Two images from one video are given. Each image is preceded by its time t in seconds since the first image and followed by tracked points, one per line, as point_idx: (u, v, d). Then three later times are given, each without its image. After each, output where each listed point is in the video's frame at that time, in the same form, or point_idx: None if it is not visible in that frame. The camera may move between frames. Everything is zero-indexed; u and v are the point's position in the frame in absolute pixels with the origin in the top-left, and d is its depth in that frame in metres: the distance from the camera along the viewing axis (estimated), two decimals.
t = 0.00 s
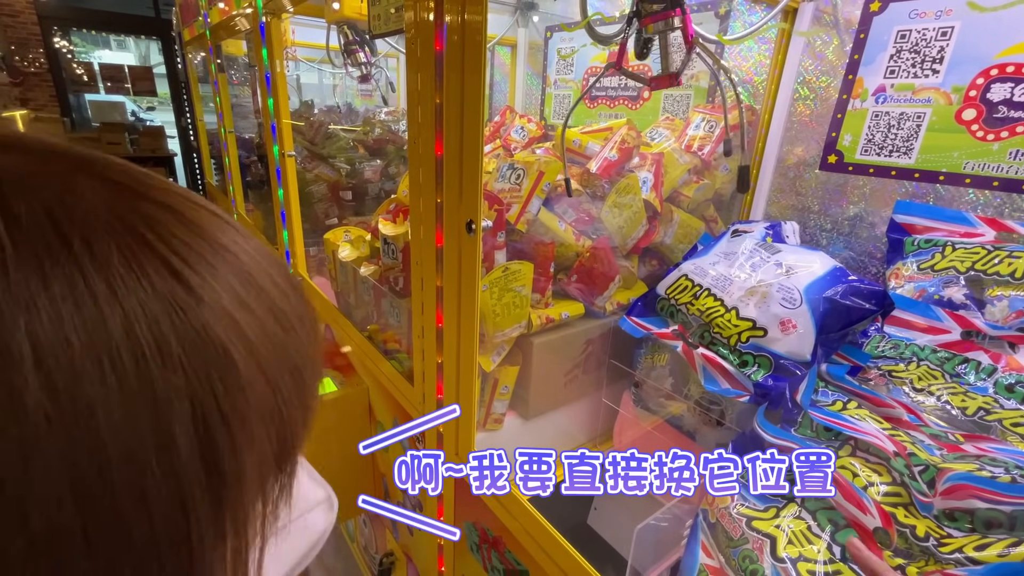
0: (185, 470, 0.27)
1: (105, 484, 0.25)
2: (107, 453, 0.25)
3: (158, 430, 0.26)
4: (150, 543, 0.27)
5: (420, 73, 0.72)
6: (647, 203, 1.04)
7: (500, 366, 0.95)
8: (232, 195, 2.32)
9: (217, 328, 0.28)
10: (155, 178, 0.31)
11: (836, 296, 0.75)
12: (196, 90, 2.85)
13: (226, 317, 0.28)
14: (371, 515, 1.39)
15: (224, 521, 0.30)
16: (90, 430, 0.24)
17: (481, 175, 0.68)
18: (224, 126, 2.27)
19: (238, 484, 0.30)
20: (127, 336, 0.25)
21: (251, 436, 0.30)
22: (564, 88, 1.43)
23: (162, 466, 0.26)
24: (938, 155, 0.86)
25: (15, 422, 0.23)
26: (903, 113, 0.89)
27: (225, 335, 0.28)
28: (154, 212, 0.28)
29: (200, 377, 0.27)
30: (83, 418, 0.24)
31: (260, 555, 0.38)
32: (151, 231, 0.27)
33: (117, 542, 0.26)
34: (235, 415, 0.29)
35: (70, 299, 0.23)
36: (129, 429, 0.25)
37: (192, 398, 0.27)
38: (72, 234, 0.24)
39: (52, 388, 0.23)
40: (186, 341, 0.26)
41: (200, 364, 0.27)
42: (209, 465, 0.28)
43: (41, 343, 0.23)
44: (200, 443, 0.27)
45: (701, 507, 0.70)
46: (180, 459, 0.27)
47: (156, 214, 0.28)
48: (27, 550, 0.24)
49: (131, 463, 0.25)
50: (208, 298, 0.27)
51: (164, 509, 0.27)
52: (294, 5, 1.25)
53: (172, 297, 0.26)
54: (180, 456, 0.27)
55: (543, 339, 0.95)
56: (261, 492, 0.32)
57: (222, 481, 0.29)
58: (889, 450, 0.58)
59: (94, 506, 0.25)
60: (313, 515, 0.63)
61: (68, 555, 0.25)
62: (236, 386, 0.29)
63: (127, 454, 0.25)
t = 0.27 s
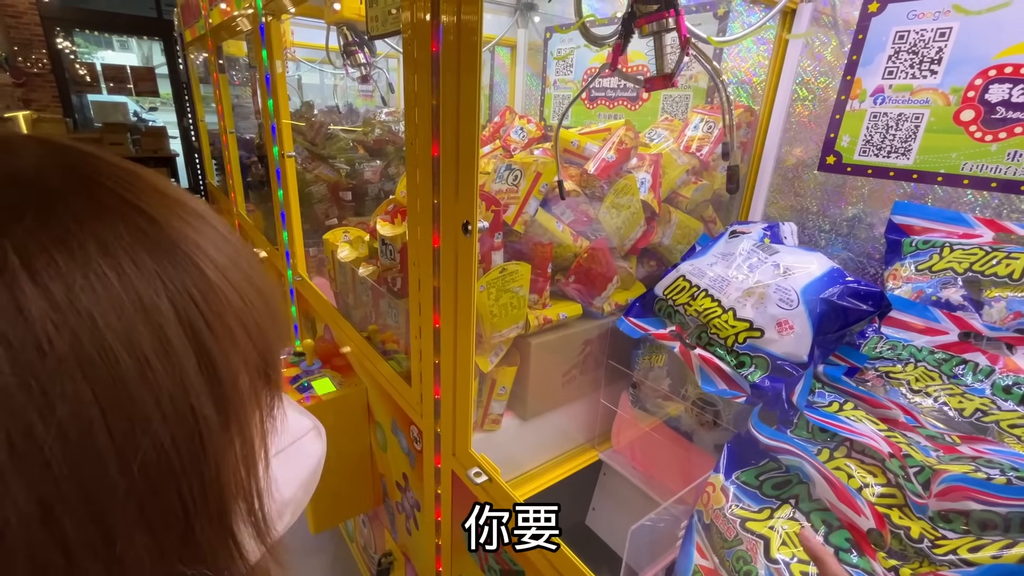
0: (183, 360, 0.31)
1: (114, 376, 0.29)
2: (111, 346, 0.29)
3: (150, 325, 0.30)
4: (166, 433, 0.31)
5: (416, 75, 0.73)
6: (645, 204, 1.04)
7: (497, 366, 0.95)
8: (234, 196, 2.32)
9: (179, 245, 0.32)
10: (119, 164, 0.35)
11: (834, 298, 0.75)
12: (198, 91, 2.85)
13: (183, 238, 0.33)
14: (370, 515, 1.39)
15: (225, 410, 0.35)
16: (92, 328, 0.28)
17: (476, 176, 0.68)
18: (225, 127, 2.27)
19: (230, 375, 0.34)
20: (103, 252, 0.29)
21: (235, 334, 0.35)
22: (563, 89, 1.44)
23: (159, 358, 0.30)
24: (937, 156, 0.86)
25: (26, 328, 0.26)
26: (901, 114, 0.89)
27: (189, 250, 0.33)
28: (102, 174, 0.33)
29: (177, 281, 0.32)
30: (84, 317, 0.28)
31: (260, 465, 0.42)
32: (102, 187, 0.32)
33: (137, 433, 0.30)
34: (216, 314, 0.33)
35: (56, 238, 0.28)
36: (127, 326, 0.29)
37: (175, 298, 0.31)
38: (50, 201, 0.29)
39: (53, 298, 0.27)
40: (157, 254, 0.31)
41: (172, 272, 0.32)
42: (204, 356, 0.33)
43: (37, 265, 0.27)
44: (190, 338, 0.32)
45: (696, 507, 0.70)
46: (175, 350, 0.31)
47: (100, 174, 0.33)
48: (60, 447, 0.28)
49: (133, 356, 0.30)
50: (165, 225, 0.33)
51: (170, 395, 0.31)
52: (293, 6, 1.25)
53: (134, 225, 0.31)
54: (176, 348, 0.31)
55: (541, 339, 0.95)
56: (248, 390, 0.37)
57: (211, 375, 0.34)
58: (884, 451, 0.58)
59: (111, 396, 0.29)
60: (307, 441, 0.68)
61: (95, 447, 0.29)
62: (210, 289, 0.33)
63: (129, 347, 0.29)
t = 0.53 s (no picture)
0: (205, 339, 0.32)
1: (142, 351, 0.29)
2: (139, 324, 0.29)
3: (174, 305, 0.30)
4: (191, 408, 0.32)
5: (415, 76, 0.73)
6: (645, 204, 1.04)
7: (497, 367, 0.95)
8: (235, 196, 2.33)
9: (195, 232, 0.33)
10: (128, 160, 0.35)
11: (833, 298, 0.75)
12: (199, 91, 2.85)
13: (196, 224, 0.33)
14: (370, 515, 1.39)
15: (244, 386, 0.35)
16: (122, 306, 0.28)
17: (474, 176, 0.68)
18: (226, 127, 2.28)
19: (248, 354, 0.35)
20: (128, 238, 0.30)
21: (251, 315, 0.35)
22: (563, 89, 1.44)
23: (183, 334, 0.31)
24: (937, 156, 0.86)
25: (62, 307, 0.27)
26: (901, 115, 0.89)
27: (203, 236, 0.33)
28: (116, 167, 0.33)
29: (196, 264, 0.32)
30: (114, 297, 0.28)
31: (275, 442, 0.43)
32: (119, 179, 0.32)
33: (164, 407, 0.31)
34: (233, 296, 0.34)
35: (83, 226, 0.29)
36: (154, 305, 0.30)
37: (194, 281, 0.32)
38: (72, 191, 0.30)
39: (85, 278, 0.27)
40: (176, 239, 0.32)
41: (192, 256, 0.32)
42: (224, 334, 0.33)
43: (69, 249, 0.28)
44: (211, 317, 0.32)
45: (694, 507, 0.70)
46: (197, 328, 0.31)
47: (115, 167, 0.33)
48: (95, 419, 0.28)
49: (160, 333, 0.30)
50: (180, 213, 0.33)
51: (193, 371, 0.31)
52: (294, 6, 1.25)
53: (153, 213, 0.32)
54: (198, 326, 0.31)
55: (540, 340, 0.95)
56: (264, 370, 0.37)
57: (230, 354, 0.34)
58: (882, 452, 0.58)
59: (141, 372, 0.29)
60: (315, 425, 0.69)
61: (126, 420, 0.29)
62: (225, 272, 0.33)
63: (156, 325, 0.30)
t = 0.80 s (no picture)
0: (205, 326, 0.32)
1: (144, 338, 0.29)
2: (140, 312, 0.29)
3: (173, 293, 0.30)
4: (193, 394, 0.32)
5: (411, 76, 0.73)
6: (643, 204, 1.04)
7: (494, 366, 0.95)
8: (235, 195, 2.33)
9: (190, 224, 0.33)
10: (124, 157, 0.36)
11: (830, 298, 0.75)
12: (200, 91, 2.86)
13: (190, 217, 0.34)
14: (368, 514, 1.39)
15: (243, 372, 0.35)
16: (123, 294, 0.28)
17: (470, 176, 0.68)
18: (226, 127, 2.28)
19: (247, 342, 0.35)
20: (125, 230, 0.30)
21: (247, 304, 0.35)
22: (562, 89, 1.44)
23: (182, 321, 0.31)
24: (935, 156, 0.86)
25: (64, 295, 0.27)
26: (899, 114, 0.89)
27: (198, 228, 0.33)
28: (110, 162, 0.33)
29: (193, 254, 0.32)
30: (114, 285, 0.28)
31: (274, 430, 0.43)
32: (113, 173, 0.32)
33: (167, 393, 0.31)
34: (231, 285, 0.34)
35: (81, 218, 0.29)
36: (153, 293, 0.30)
37: (192, 270, 0.32)
38: (70, 185, 0.30)
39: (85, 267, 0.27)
40: (172, 230, 0.32)
41: (188, 246, 0.32)
42: (223, 322, 0.33)
43: (69, 241, 0.28)
44: (209, 306, 0.32)
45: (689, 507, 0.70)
46: (197, 316, 0.31)
47: (109, 162, 0.33)
48: (100, 405, 0.28)
49: (160, 320, 0.30)
50: (173, 205, 0.33)
51: (194, 357, 0.31)
52: (293, 6, 1.25)
53: (149, 206, 0.32)
54: (197, 314, 0.31)
55: (537, 340, 0.95)
56: (262, 358, 0.37)
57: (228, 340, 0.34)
58: (878, 453, 0.58)
59: (143, 358, 0.29)
60: (313, 413, 0.68)
61: (130, 407, 0.29)
62: (221, 262, 0.34)
63: (156, 313, 0.30)
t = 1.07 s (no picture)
0: (204, 315, 0.32)
1: (143, 327, 0.29)
2: (138, 302, 0.29)
3: (170, 283, 0.30)
4: (194, 384, 0.32)
5: (410, 73, 0.72)
6: (644, 203, 1.04)
7: (494, 365, 0.95)
8: (237, 195, 2.33)
9: (183, 214, 0.33)
10: (114, 150, 0.35)
11: (831, 297, 0.75)
12: (202, 91, 2.86)
13: (184, 207, 0.33)
14: (369, 513, 1.39)
15: (243, 361, 0.35)
16: (120, 284, 0.28)
17: (470, 174, 0.68)
18: (227, 126, 2.28)
19: (245, 332, 0.35)
20: (120, 220, 0.29)
21: (245, 294, 0.35)
22: (563, 87, 1.44)
23: (181, 310, 0.31)
24: (938, 154, 0.85)
25: (62, 285, 0.26)
26: (902, 113, 0.88)
27: (193, 219, 0.33)
28: (101, 155, 0.33)
29: (189, 244, 0.32)
30: (112, 275, 0.28)
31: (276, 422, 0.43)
32: (106, 165, 0.32)
33: (168, 382, 0.30)
34: (227, 275, 0.34)
35: (76, 210, 0.28)
36: (152, 282, 0.29)
37: (188, 260, 0.32)
38: (63, 176, 0.29)
39: (83, 257, 0.27)
40: (167, 221, 0.31)
41: (184, 237, 0.32)
42: (221, 312, 0.33)
43: (65, 231, 0.27)
44: (207, 295, 0.32)
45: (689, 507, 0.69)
46: (194, 306, 0.31)
47: (100, 154, 0.33)
48: (100, 395, 0.28)
49: (158, 310, 0.30)
50: (168, 196, 0.33)
51: (193, 347, 0.31)
52: (294, 5, 1.25)
53: (143, 197, 0.31)
54: (194, 304, 0.31)
55: (537, 339, 0.95)
56: (262, 348, 0.37)
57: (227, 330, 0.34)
58: (879, 453, 0.57)
59: (142, 348, 0.29)
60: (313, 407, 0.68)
61: (130, 397, 0.29)
62: (217, 253, 0.33)
63: (154, 302, 0.30)
